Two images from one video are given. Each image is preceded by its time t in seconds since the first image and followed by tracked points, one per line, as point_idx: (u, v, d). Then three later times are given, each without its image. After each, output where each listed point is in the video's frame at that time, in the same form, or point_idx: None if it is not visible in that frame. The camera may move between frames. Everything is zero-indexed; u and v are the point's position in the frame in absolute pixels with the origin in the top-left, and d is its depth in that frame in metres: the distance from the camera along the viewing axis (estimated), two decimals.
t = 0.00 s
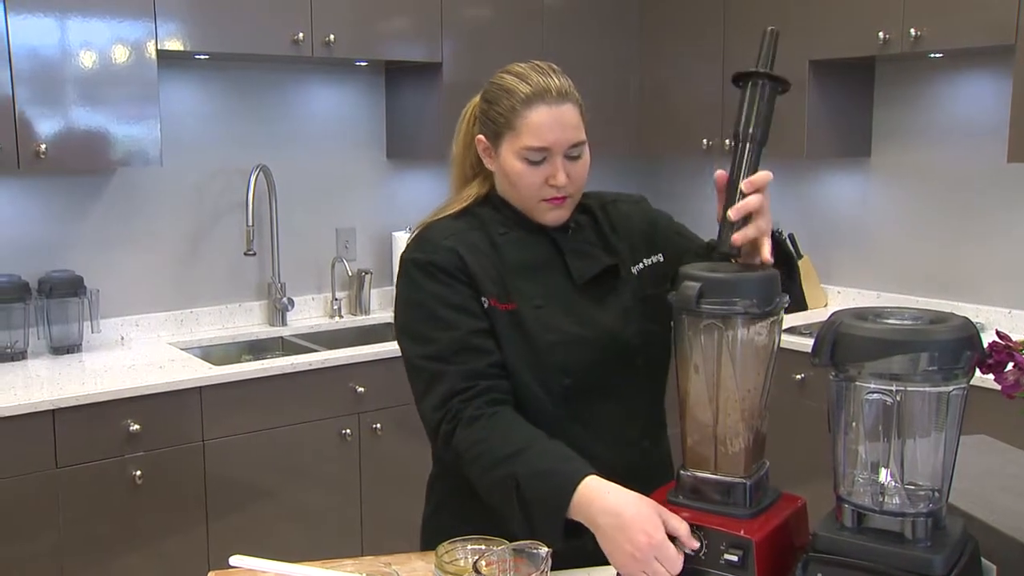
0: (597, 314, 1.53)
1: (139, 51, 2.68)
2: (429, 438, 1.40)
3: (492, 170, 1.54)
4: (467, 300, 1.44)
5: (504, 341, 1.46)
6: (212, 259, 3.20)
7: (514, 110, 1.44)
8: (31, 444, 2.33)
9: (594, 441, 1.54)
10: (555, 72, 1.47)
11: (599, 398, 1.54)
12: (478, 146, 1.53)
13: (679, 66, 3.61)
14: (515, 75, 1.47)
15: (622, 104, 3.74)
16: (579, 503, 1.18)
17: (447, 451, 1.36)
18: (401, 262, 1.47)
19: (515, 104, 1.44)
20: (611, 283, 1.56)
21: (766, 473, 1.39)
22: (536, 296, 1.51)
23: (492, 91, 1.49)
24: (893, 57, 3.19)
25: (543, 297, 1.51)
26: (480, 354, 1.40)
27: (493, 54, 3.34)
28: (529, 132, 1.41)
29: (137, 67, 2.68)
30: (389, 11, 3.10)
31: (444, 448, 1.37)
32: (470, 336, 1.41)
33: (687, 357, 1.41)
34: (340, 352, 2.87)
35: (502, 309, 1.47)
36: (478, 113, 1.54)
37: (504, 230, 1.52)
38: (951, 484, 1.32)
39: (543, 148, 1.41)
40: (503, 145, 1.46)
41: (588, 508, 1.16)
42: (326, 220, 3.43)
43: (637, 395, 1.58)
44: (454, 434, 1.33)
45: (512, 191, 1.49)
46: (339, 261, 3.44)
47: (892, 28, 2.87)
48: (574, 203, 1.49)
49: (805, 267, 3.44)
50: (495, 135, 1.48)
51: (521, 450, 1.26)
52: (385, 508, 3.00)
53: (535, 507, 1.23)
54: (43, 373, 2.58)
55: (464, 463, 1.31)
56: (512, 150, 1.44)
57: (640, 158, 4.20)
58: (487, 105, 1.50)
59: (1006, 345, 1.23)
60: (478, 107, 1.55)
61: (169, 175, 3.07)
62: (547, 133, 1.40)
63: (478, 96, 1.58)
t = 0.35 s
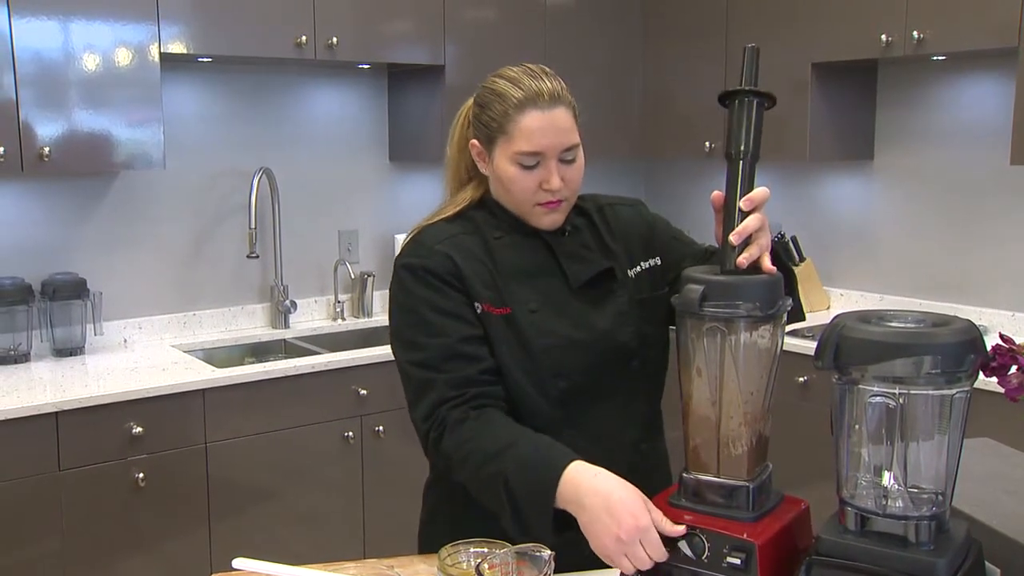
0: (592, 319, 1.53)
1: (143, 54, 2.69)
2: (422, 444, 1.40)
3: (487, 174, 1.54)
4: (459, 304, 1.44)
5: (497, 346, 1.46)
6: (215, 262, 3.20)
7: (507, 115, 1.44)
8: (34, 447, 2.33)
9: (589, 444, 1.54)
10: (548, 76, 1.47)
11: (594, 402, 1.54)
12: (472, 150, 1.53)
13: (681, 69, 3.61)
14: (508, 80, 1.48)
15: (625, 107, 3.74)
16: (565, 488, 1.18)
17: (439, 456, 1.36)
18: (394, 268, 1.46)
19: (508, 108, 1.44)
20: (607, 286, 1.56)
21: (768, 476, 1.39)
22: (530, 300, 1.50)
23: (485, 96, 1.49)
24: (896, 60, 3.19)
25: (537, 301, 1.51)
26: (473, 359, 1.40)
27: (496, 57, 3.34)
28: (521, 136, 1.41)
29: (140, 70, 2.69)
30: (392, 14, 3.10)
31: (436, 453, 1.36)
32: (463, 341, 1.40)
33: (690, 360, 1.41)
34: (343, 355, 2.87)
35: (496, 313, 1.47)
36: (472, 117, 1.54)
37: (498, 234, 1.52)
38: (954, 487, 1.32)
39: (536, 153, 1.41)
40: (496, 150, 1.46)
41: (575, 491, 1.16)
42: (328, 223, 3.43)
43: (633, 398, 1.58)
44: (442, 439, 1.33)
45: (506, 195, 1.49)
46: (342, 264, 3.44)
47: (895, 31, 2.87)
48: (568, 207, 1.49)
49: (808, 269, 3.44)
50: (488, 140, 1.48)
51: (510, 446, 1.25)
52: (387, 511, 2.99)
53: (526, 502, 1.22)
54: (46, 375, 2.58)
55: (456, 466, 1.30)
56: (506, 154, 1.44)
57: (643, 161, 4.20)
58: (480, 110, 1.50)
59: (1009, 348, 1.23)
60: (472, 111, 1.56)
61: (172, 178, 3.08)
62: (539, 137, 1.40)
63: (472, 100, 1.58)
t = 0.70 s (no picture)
0: (590, 320, 1.53)
1: (144, 54, 2.69)
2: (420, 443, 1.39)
3: (486, 175, 1.54)
4: (457, 303, 1.44)
5: (495, 347, 1.46)
6: (216, 262, 3.20)
7: (508, 115, 1.44)
8: (35, 447, 2.33)
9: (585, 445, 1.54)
10: (549, 76, 1.47)
11: (591, 402, 1.54)
12: (472, 149, 1.52)
13: (682, 69, 3.61)
14: (510, 80, 1.48)
15: (626, 108, 3.75)
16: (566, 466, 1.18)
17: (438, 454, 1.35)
18: (392, 267, 1.46)
19: (510, 108, 1.44)
20: (606, 287, 1.56)
21: (770, 476, 1.39)
22: (529, 301, 1.50)
23: (486, 96, 1.49)
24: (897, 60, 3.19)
25: (535, 302, 1.51)
26: (472, 358, 1.40)
27: (496, 57, 3.34)
28: (522, 137, 1.41)
29: (141, 70, 2.69)
30: (393, 14, 3.10)
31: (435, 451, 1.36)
32: (462, 340, 1.40)
33: (691, 360, 1.42)
34: (344, 355, 2.87)
35: (495, 314, 1.47)
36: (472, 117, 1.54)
37: (497, 234, 1.52)
38: (956, 488, 1.32)
39: (537, 153, 1.41)
40: (497, 150, 1.46)
41: (575, 467, 1.16)
42: (330, 224, 3.43)
43: (630, 399, 1.58)
44: (440, 435, 1.33)
45: (506, 195, 1.49)
46: (343, 264, 3.44)
47: (896, 31, 2.87)
48: (568, 208, 1.49)
49: (809, 270, 3.44)
50: (489, 140, 1.47)
51: (507, 435, 1.25)
52: (388, 511, 2.99)
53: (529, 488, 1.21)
54: (48, 376, 2.58)
55: (454, 462, 1.30)
56: (507, 155, 1.44)
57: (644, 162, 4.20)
58: (481, 110, 1.50)
59: (1010, 349, 1.22)
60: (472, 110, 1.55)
61: (173, 178, 3.08)
62: (540, 138, 1.40)
63: (471, 100, 1.58)
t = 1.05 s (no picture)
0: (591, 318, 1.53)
1: (144, 55, 2.69)
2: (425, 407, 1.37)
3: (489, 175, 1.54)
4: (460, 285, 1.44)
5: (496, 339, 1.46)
6: (217, 263, 3.21)
7: (516, 113, 1.44)
8: (35, 447, 2.33)
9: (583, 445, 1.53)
10: (557, 77, 1.47)
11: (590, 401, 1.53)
12: (476, 148, 1.52)
13: (683, 70, 3.61)
14: (517, 79, 1.48)
15: (626, 108, 3.74)
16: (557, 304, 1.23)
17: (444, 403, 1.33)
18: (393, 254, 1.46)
19: (516, 107, 1.44)
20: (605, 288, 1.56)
21: (771, 476, 1.39)
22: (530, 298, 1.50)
23: (492, 94, 1.49)
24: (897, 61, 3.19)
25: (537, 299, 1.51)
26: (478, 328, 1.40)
27: (496, 58, 3.34)
28: (530, 135, 1.41)
29: (141, 71, 2.69)
30: (394, 15, 3.10)
31: (440, 403, 1.34)
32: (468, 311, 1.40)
33: (691, 361, 1.42)
34: (345, 356, 2.87)
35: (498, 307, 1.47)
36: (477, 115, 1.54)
37: (497, 233, 1.53)
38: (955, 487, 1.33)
39: (544, 152, 1.41)
40: (503, 148, 1.46)
41: (566, 287, 1.23)
42: (330, 225, 3.43)
43: (631, 400, 1.57)
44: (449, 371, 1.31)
45: (510, 194, 1.49)
46: (343, 265, 3.44)
47: (897, 32, 2.87)
48: (571, 208, 1.49)
49: (809, 270, 3.43)
50: (495, 138, 1.47)
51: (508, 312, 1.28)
52: (389, 512, 2.99)
53: (535, 352, 1.23)
54: (48, 376, 2.58)
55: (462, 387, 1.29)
56: (514, 153, 1.44)
57: (645, 162, 4.20)
58: (486, 108, 1.50)
59: (1010, 350, 1.23)
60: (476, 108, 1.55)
61: (174, 179, 3.08)
62: (548, 137, 1.40)
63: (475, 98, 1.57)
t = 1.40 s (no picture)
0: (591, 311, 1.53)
1: (145, 55, 2.69)
2: (433, 345, 1.34)
3: (488, 173, 1.54)
4: (467, 258, 1.46)
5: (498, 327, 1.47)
6: (217, 263, 3.21)
7: (518, 112, 1.44)
8: (35, 448, 2.33)
9: (581, 442, 1.52)
10: (558, 76, 1.47)
11: (589, 395, 1.52)
12: (475, 146, 1.52)
13: (682, 70, 3.61)
14: (518, 77, 1.47)
15: (626, 109, 3.74)
16: (596, 216, 1.31)
17: (457, 327, 1.31)
18: (401, 231, 1.49)
19: (518, 105, 1.44)
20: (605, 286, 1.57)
21: (772, 477, 1.39)
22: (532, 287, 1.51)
23: (493, 92, 1.48)
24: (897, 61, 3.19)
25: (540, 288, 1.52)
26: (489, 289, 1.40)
27: (496, 59, 3.34)
28: (532, 134, 1.41)
29: (141, 71, 2.69)
30: (394, 15, 3.10)
31: (452, 331, 1.32)
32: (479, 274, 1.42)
33: (690, 362, 1.43)
34: (345, 356, 2.87)
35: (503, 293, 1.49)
36: (475, 112, 1.54)
37: (494, 228, 1.53)
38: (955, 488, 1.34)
39: (546, 151, 1.41)
40: (504, 147, 1.45)
41: (609, 196, 1.32)
42: (330, 225, 3.43)
43: (629, 398, 1.56)
44: (473, 301, 1.30)
45: (509, 192, 1.49)
46: (343, 265, 3.45)
47: (896, 32, 2.87)
48: (571, 206, 1.49)
49: (808, 270, 3.43)
50: (496, 136, 1.47)
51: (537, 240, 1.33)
52: (389, 512, 2.99)
53: (557, 250, 1.27)
54: (48, 377, 2.58)
55: (479, 299, 1.29)
56: (515, 152, 1.44)
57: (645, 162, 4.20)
58: (487, 106, 1.50)
59: (1011, 350, 1.23)
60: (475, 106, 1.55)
61: (174, 180, 3.08)
62: (550, 136, 1.41)
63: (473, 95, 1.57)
